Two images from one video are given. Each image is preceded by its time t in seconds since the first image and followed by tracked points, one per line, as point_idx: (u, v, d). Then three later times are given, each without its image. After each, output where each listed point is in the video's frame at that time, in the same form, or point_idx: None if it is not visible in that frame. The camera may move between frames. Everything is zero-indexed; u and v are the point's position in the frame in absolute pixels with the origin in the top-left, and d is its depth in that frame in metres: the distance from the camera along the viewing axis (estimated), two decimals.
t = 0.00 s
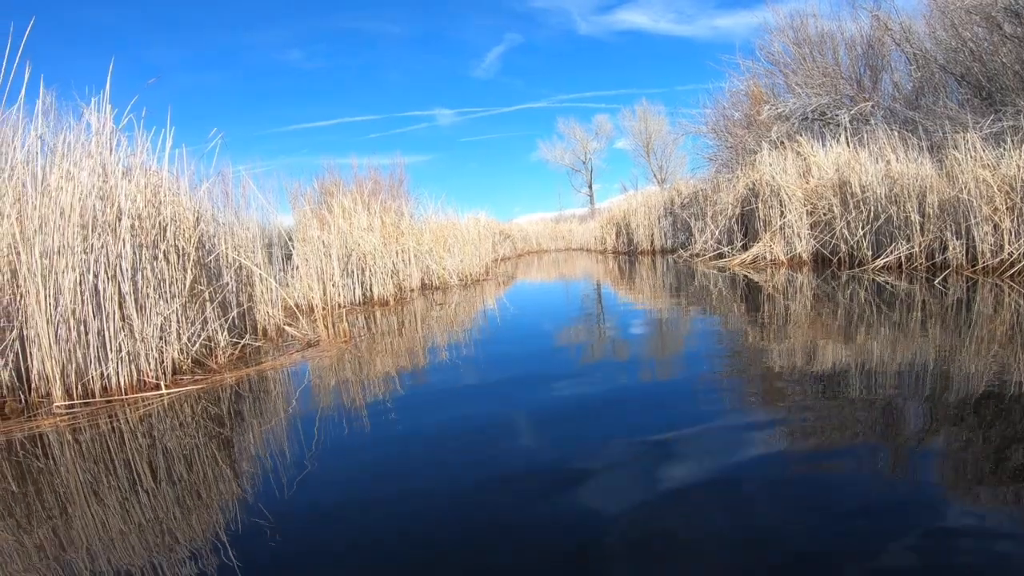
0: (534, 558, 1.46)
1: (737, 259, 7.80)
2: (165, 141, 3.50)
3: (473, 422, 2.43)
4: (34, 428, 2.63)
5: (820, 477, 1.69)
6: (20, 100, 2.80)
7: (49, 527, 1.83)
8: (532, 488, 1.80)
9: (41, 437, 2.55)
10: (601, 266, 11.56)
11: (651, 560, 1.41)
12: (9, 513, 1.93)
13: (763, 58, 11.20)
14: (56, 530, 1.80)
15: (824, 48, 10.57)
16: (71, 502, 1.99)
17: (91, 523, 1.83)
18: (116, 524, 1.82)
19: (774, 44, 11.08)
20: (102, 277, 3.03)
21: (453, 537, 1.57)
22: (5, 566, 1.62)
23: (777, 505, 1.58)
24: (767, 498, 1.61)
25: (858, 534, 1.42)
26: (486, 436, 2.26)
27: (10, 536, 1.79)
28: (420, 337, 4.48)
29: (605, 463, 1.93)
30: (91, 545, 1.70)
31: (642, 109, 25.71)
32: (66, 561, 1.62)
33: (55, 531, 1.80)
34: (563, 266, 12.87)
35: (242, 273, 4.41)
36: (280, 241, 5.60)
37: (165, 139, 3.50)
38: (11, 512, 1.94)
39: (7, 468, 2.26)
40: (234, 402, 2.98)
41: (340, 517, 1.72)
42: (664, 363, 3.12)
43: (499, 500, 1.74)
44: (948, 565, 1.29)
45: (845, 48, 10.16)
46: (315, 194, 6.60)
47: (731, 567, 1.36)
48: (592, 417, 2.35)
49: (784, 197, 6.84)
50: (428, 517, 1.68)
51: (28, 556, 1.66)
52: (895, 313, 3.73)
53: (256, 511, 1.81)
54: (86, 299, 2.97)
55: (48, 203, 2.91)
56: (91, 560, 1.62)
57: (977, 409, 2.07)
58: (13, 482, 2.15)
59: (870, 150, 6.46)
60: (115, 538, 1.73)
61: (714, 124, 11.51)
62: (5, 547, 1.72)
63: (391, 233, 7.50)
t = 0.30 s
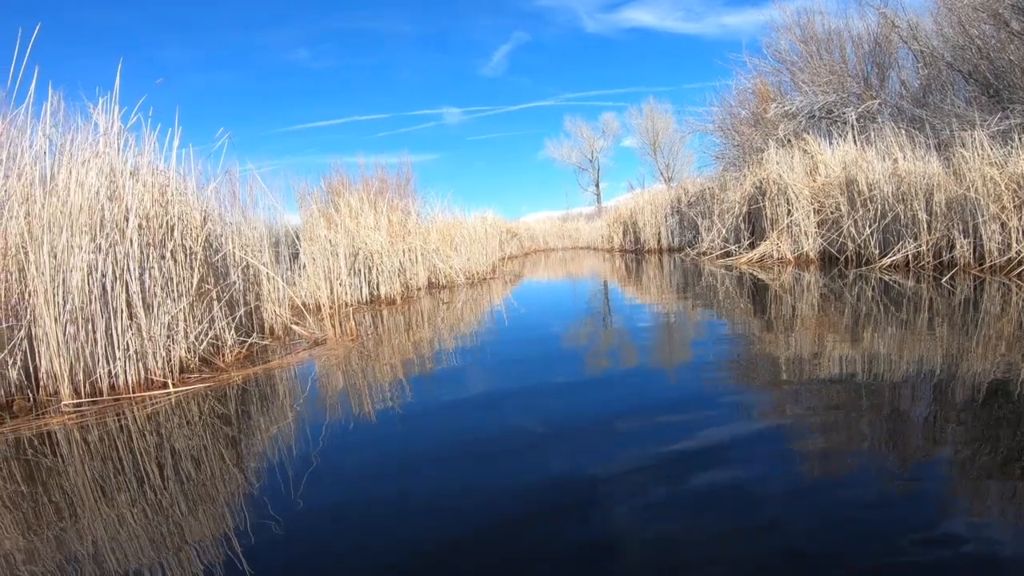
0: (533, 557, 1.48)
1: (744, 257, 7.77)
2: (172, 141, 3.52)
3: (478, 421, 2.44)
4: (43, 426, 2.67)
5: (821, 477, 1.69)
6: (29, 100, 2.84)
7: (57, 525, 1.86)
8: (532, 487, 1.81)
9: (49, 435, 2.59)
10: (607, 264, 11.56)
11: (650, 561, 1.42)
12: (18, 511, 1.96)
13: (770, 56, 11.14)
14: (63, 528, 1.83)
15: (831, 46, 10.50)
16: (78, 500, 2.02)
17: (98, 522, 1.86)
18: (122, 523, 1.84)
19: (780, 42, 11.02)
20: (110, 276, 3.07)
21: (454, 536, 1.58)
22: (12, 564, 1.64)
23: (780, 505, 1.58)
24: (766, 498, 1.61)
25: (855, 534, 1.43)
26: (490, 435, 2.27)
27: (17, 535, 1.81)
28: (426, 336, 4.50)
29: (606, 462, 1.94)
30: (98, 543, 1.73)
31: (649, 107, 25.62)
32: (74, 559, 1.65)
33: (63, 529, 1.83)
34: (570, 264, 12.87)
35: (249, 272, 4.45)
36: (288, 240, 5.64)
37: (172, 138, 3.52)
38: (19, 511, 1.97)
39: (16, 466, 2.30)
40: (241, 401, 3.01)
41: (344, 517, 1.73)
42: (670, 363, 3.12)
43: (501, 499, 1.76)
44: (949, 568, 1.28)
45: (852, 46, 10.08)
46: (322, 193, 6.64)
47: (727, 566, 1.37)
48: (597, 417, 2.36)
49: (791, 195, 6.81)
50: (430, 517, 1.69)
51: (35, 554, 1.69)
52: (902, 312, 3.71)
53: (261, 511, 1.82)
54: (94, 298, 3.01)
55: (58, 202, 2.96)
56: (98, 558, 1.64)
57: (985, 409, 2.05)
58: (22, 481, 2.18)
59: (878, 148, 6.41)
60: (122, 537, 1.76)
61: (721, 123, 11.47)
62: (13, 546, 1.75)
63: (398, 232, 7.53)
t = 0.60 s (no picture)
0: (534, 555, 1.49)
1: (748, 257, 7.74)
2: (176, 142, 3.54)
3: (482, 421, 2.45)
4: (47, 427, 2.69)
5: (823, 476, 1.69)
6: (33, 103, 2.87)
7: (61, 524, 1.87)
8: (534, 487, 1.82)
9: (54, 435, 2.61)
10: (611, 264, 11.55)
11: (651, 561, 1.42)
12: (23, 511, 1.98)
13: (774, 55, 11.11)
14: (68, 528, 1.85)
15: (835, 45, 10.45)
16: (83, 500, 2.03)
17: (102, 522, 1.88)
18: (126, 522, 1.86)
19: (784, 41, 10.99)
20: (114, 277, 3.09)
21: (452, 536, 1.59)
22: (16, 564, 1.66)
23: (781, 504, 1.58)
24: (767, 498, 1.61)
25: (856, 533, 1.43)
26: (492, 435, 2.28)
27: (22, 535, 1.83)
28: (430, 336, 4.51)
29: (608, 462, 1.94)
30: (102, 543, 1.75)
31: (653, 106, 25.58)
32: (78, 558, 1.66)
33: (67, 529, 1.84)
34: (574, 264, 12.87)
35: (253, 272, 4.46)
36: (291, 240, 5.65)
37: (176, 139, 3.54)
38: (24, 511, 1.99)
39: (21, 467, 2.32)
40: (246, 401, 3.03)
41: (345, 516, 1.74)
42: (674, 362, 3.12)
43: (503, 498, 1.77)
44: (951, 567, 1.28)
45: (855, 46, 10.02)
46: (326, 193, 6.65)
47: (728, 565, 1.37)
48: (600, 416, 2.36)
49: (795, 195, 6.79)
50: (430, 517, 1.70)
51: (40, 554, 1.71)
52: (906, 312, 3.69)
53: (263, 510, 1.84)
54: (99, 299, 3.03)
55: (62, 204, 2.97)
56: (102, 557, 1.66)
57: (989, 409, 2.04)
58: (26, 481, 2.20)
59: (882, 147, 6.39)
60: (126, 536, 1.77)
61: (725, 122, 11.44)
62: (17, 546, 1.77)
63: (402, 232, 7.54)
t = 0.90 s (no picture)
0: (534, 556, 1.48)
1: (749, 257, 7.73)
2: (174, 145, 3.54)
3: (482, 422, 2.46)
4: (48, 429, 2.69)
5: (823, 477, 1.69)
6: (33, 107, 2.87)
7: (62, 526, 1.88)
8: (535, 488, 1.81)
9: (55, 437, 2.61)
10: (612, 265, 11.54)
11: (652, 561, 1.42)
12: (24, 513, 1.98)
13: (774, 55, 11.12)
14: (69, 530, 1.85)
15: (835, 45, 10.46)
16: (84, 502, 2.04)
17: (102, 523, 1.88)
18: (127, 524, 1.86)
19: (784, 41, 11.00)
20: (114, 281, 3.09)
21: (453, 537, 1.59)
22: (18, 565, 1.66)
23: (782, 505, 1.58)
24: (768, 499, 1.61)
25: (858, 534, 1.42)
26: (493, 436, 2.28)
27: (23, 536, 1.83)
28: (430, 338, 4.51)
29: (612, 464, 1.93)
30: (102, 544, 1.75)
31: (653, 107, 25.58)
32: (78, 560, 1.67)
33: (68, 530, 1.85)
34: (574, 265, 12.86)
35: (254, 274, 4.46)
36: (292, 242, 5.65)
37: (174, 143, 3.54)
38: (25, 513, 1.99)
39: (22, 469, 2.32)
40: (246, 403, 3.02)
41: (346, 518, 1.74)
42: (676, 363, 3.12)
43: (502, 498, 1.77)
44: (953, 568, 1.28)
45: (855, 46, 10.02)
46: (326, 194, 6.66)
47: (729, 567, 1.37)
48: (601, 417, 2.37)
49: (795, 195, 6.79)
50: (432, 518, 1.70)
51: (41, 555, 1.71)
52: (907, 312, 3.69)
53: (265, 511, 1.84)
54: (99, 302, 3.03)
55: (62, 207, 2.98)
56: (102, 558, 1.66)
57: (989, 408, 2.04)
58: (28, 483, 2.20)
59: (882, 147, 6.38)
60: (126, 538, 1.78)
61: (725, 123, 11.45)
62: (19, 546, 1.78)
63: (402, 234, 7.55)
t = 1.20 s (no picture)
0: (534, 557, 1.48)
1: (746, 258, 7.74)
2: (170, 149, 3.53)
3: (479, 423, 2.46)
4: (45, 432, 2.67)
5: (823, 477, 1.69)
6: (30, 110, 2.86)
7: (58, 529, 1.86)
8: (535, 490, 1.80)
9: (52, 440, 2.59)
10: (609, 267, 11.53)
11: (654, 562, 1.42)
12: (20, 516, 1.96)
13: (770, 56, 11.15)
14: (65, 533, 1.83)
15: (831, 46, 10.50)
16: (82, 505, 2.02)
17: (99, 526, 1.86)
18: (126, 527, 1.85)
19: (780, 43, 11.04)
20: (111, 283, 3.07)
21: (450, 537, 1.59)
22: (15, 569, 1.64)
23: (783, 505, 1.57)
24: (769, 499, 1.61)
25: (859, 534, 1.42)
26: (491, 436, 2.28)
27: (20, 540, 1.82)
28: (427, 340, 4.49)
29: (612, 465, 1.92)
30: (98, 547, 1.74)
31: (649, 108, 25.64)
32: (75, 563, 1.65)
33: (64, 533, 1.83)
34: (571, 267, 12.85)
35: (250, 276, 4.44)
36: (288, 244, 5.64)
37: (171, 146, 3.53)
38: (21, 516, 1.97)
39: (19, 472, 2.30)
40: (243, 405, 3.01)
41: (346, 520, 1.73)
42: (673, 363, 3.12)
43: (500, 499, 1.77)
44: (954, 567, 1.28)
45: (851, 47, 10.07)
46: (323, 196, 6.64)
47: (731, 567, 1.37)
48: (599, 418, 2.37)
49: (792, 196, 6.80)
50: (430, 519, 1.69)
51: (37, 558, 1.70)
52: (903, 312, 3.70)
53: (264, 514, 1.82)
54: (95, 305, 3.01)
55: (59, 209, 2.96)
56: (99, 561, 1.65)
57: (987, 408, 2.05)
58: (24, 486, 2.19)
59: (878, 148, 6.41)
60: (122, 540, 1.76)
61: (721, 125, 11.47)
62: (15, 549, 1.76)
63: (399, 235, 7.53)
